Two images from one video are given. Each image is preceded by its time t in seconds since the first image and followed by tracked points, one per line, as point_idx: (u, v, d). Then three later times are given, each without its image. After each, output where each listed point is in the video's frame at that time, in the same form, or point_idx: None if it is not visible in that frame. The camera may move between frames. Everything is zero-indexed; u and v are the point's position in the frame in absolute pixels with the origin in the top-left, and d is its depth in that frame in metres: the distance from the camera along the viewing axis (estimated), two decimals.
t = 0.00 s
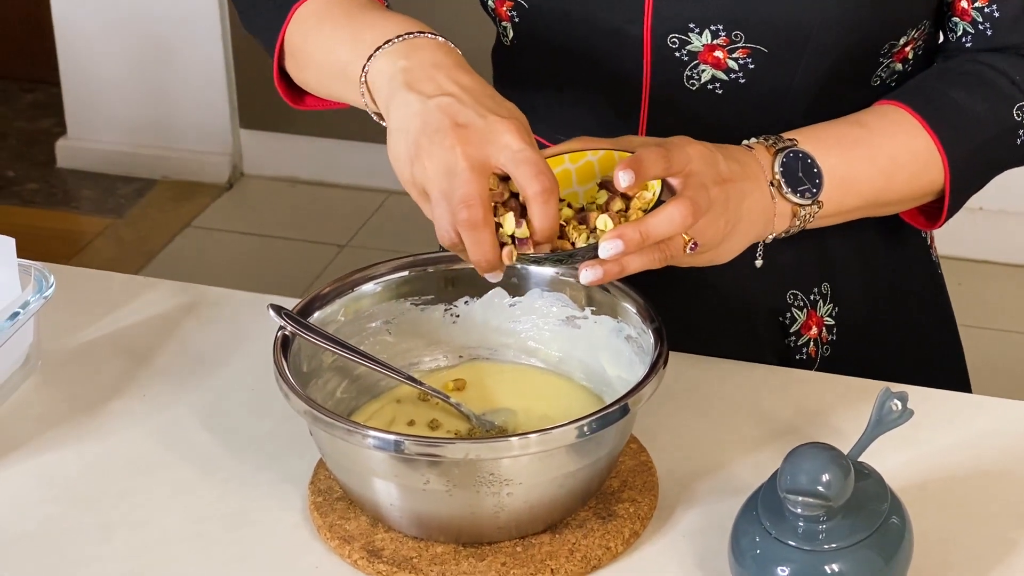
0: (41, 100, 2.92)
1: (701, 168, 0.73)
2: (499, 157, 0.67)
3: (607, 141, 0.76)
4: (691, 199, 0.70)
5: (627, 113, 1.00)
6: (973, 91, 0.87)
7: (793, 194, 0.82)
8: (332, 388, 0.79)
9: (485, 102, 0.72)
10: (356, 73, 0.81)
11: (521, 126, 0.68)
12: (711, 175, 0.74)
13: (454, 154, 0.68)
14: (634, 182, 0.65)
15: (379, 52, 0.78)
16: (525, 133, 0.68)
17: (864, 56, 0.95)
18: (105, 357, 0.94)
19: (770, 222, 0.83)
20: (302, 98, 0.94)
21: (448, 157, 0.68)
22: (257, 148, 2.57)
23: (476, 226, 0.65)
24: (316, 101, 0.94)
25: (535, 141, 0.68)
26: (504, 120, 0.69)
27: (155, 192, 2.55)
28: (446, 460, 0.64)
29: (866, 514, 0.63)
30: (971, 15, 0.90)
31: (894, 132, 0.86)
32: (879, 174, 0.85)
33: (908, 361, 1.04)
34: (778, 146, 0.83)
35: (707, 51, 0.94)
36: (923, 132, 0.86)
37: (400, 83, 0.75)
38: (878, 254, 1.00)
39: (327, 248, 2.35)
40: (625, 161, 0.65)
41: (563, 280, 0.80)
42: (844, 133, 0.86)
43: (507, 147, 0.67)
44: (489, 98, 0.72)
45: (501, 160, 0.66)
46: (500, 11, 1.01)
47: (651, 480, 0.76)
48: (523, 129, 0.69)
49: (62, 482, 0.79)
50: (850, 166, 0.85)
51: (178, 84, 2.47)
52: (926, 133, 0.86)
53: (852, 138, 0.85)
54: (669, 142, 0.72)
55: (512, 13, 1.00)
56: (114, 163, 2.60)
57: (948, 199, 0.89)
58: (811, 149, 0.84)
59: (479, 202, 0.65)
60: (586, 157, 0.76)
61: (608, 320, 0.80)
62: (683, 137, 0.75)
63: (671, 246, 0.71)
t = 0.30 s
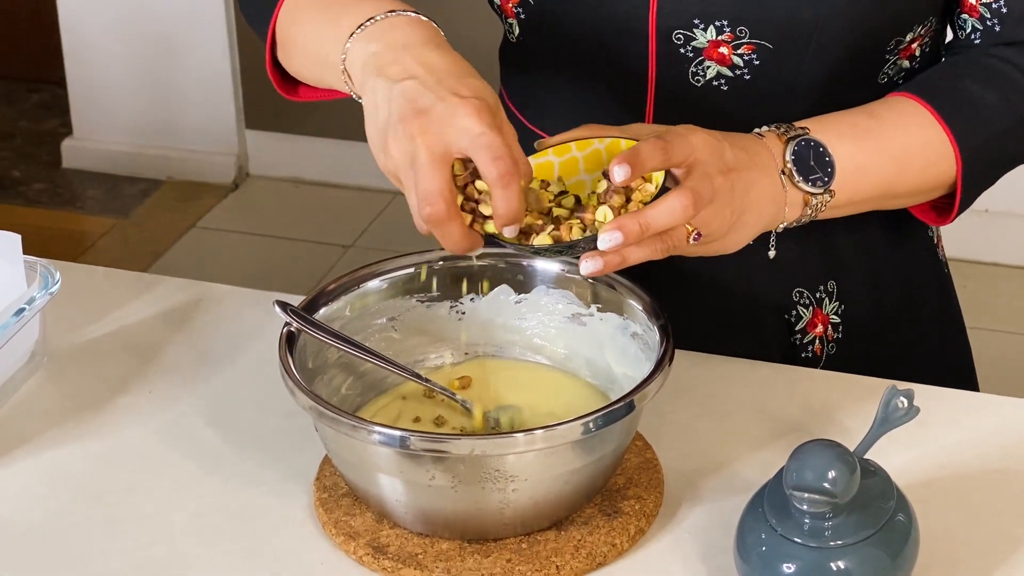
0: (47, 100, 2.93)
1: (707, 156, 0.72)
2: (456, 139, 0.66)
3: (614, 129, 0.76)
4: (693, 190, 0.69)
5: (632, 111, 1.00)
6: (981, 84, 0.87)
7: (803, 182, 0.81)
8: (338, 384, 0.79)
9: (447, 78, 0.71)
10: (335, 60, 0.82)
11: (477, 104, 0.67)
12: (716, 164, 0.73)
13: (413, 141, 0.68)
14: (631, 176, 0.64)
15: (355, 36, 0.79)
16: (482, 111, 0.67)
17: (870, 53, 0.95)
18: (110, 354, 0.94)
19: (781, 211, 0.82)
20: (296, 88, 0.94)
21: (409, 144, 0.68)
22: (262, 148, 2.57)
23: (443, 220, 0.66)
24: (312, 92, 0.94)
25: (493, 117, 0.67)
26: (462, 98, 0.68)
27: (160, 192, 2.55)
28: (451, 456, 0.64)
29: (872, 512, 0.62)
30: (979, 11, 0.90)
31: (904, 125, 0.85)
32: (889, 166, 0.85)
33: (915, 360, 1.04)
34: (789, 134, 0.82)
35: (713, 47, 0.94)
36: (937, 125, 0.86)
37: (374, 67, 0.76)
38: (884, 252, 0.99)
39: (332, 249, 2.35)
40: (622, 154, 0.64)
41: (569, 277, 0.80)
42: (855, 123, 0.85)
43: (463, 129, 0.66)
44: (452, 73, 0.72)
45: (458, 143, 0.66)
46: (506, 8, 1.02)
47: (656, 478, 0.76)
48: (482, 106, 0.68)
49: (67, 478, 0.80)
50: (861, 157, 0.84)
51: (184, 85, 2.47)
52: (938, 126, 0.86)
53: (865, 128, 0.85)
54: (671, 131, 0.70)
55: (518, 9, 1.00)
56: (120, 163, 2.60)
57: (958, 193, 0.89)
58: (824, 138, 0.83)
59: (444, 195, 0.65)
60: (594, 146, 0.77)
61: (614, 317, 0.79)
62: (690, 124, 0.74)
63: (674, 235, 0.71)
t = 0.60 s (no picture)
0: (53, 100, 2.94)
1: (758, 148, 0.73)
2: (404, 146, 0.67)
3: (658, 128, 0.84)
4: (748, 178, 0.70)
5: (639, 110, 1.00)
6: (988, 84, 0.87)
7: (853, 175, 0.81)
8: (345, 382, 0.79)
9: (396, 69, 0.70)
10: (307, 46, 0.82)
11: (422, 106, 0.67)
12: (768, 155, 0.74)
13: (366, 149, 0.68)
14: (686, 166, 0.66)
15: (318, 18, 0.79)
16: (429, 112, 0.67)
17: (878, 52, 0.95)
18: (118, 352, 0.94)
19: (829, 205, 0.82)
20: (279, 74, 0.94)
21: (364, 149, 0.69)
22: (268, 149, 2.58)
23: (406, 226, 0.67)
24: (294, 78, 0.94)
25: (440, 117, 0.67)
26: (409, 96, 0.68)
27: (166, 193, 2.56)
28: (458, 454, 0.64)
29: (878, 511, 0.62)
30: (997, 10, 0.90)
31: (945, 116, 0.86)
32: (933, 158, 0.85)
33: (921, 360, 1.04)
34: (835, 127, 0.82)
35: (720, 46, 0.94)
36: (970, 115, 0.86)
37: (334, 53, 0.75)
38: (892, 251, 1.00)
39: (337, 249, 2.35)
40: (676, 144, 0.67)
41: (576, 276, 0.80)
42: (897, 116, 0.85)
43: (411, 135, 0.66)
44: (402, 63, 0.71)
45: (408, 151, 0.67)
46: (513, 8, 1.02)
47: (662, 477, 0.76)
48: (429, 105, 0.68)
49: (75, 475, 0.80)
50: (906, 149, 0.84)
51: (190, 85, 2.48)
52: (974, 116, 0.86)
53: (905, 119, 0.85)
54: (722, 123, 0.72)
55: (525, 9, 1.01)
56: (125, 163, 2.61)
57: (993, 186, 0.89)
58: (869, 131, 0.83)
59: (402, 203, 0.66)
60: (639, 145, 0.85)
61: (621, 316, 0.80)
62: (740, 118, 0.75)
63: (730, 226, 0.72)
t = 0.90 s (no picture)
0: (59, 100, 2.94)
1: (781, 135, 0.73)
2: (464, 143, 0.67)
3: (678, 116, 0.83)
4: (774, 165, 0.70)
5: (643, 109, 1.00)
6: (991, 83, 0.87)
7: (874, 164, 0.80)
8: (351, 380, 0.79)
9: (450, 69, 0.70)
10: (351, 52, 0.81)
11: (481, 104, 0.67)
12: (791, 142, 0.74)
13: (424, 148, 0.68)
14: (714, 151, 0.65)
15: (368, 27, 0.79)
16: (486, 109, 0.67)
17: (882, 51, 0.95)
18: (123, 349, 0.95)
19: (850, 194, 0.81)
20: (300, 81, 0.94)
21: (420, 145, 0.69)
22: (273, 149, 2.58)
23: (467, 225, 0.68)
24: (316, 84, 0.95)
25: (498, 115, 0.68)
26: (464, 94, 0.68)
27: (171, 192, 2.56)
28: (464, 452, 0.65)
29: (882, 509, 0.63)
30: (1003, 8, 0.90)
31: (959, 108, 0.86)
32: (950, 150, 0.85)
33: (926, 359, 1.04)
34: (854, 117, 0.81)
35: (724, 44, 0.95)
36: (984, 108, 0.87)
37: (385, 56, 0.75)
38: (897, 251, 1.00)
39: (341, 249, 2.36)
40: (703, 130, 0.66)
41: (581, 275, 0.81)
42: (913, 108, 0.85)
43: (468, 133, 0.67)
44: (456, 64, 0.71)
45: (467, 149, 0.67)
46: (517, 7, 1.02)
47: (666, 475, 0.76)
48: (485, 102, 0.68)
49: (81, 471, 0.80)
50: (923, 141, 0.84)
51: (196, 85, 2.48)
52: (988, 108, 0.87)
53: (921, 112, 0.85)
54: (747, 110, 0.72)
55: (529, 9, 1.01)
56: (131, 163, 2.61)
57: (1007, 181, 0.90)
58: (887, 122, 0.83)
59: (464, 202, 0.67)
60: (659, 133, 0.84)
61: (626, 315, 0.80)
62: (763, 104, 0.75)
63: (755, 214, 0.71)
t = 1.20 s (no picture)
0: (64, 99, 2.95)
1: (790, 130, 0.73)
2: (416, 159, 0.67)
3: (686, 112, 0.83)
4: (783, 160, 0.70)
5: (648, 108, 1.00)
6: (999, 81, 0.87)
7: (881, 160, 0.81)
8: (353, 379, 0.80)
9: (420, 88, 0.71)
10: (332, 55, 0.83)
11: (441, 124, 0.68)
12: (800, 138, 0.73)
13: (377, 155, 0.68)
14: (724, 145, 0.65)
15: (354, 30, 0.80)
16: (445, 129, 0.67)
17: (887, 50, 0.95)
18: (128, 348, 0.95)
19: (858, 190, 0.81)
20: (290, 82, 0.96)
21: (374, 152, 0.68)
22: (278, 148, 2.59)
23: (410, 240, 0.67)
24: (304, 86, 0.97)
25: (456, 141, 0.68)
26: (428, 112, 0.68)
27: (176, 191, 2.57)
28: (465, 450, 0.65)
29: (883, 508, 0.63)
30: (1010, 6, 0.90)
31: (967, 105, 0.86)
32: (958, 147, 0.85)
33: (929, 358, 1.04)
34: (862, 113, 0.81)
35: (733, 43, 0.94)
36: (993, 105, 0.87)
37: (363, 61, 0.76)
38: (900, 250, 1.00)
39: (345, 248, 2.36)
40: (713, 124, 0.66)
41: (583, 273, 0.81)
42: (921, 105, 0.85)
43: (424, 148, 0.67)
44: (426, 85, 0.72)
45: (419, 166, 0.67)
46: (526, 6, 1.02)
47: (668, 474, 0.76)
48: (447, 123, 0.68)
49: (85, 469, 0.80)
50: (930, 137, 0.84)
51: (202, 84, 2.49)
52: (995, 106, 0.87)
53: (930, 107, 0.85)
54: (756, 104, 0.71)
55: (537, 8, 1.01)
56: (135, 162, 2.62)
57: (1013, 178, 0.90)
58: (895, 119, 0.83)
59: (410, 218, 0.67)
60: (669, 129, 0.84)
61: (628, 314, 0.80)
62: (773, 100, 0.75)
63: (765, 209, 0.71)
